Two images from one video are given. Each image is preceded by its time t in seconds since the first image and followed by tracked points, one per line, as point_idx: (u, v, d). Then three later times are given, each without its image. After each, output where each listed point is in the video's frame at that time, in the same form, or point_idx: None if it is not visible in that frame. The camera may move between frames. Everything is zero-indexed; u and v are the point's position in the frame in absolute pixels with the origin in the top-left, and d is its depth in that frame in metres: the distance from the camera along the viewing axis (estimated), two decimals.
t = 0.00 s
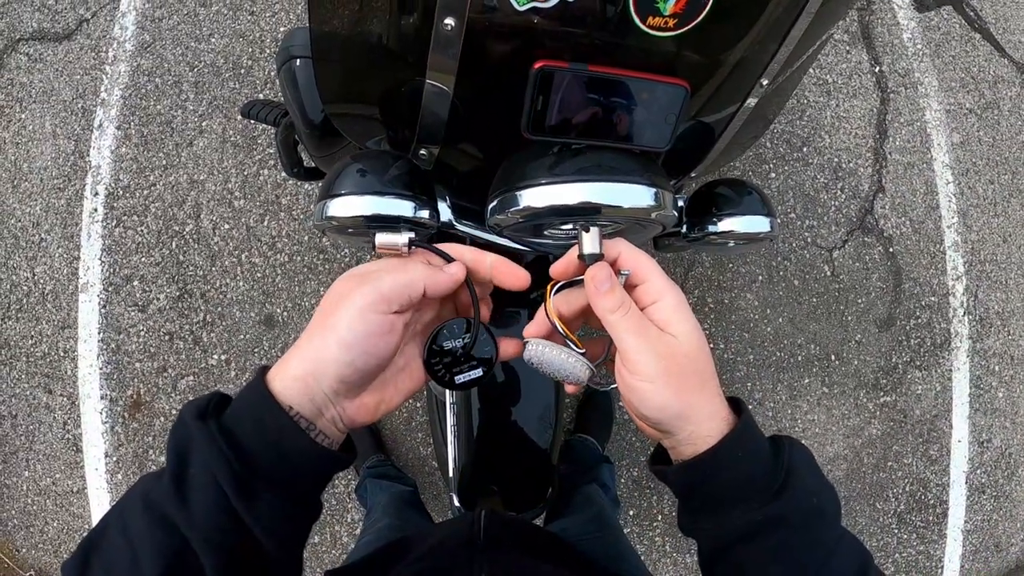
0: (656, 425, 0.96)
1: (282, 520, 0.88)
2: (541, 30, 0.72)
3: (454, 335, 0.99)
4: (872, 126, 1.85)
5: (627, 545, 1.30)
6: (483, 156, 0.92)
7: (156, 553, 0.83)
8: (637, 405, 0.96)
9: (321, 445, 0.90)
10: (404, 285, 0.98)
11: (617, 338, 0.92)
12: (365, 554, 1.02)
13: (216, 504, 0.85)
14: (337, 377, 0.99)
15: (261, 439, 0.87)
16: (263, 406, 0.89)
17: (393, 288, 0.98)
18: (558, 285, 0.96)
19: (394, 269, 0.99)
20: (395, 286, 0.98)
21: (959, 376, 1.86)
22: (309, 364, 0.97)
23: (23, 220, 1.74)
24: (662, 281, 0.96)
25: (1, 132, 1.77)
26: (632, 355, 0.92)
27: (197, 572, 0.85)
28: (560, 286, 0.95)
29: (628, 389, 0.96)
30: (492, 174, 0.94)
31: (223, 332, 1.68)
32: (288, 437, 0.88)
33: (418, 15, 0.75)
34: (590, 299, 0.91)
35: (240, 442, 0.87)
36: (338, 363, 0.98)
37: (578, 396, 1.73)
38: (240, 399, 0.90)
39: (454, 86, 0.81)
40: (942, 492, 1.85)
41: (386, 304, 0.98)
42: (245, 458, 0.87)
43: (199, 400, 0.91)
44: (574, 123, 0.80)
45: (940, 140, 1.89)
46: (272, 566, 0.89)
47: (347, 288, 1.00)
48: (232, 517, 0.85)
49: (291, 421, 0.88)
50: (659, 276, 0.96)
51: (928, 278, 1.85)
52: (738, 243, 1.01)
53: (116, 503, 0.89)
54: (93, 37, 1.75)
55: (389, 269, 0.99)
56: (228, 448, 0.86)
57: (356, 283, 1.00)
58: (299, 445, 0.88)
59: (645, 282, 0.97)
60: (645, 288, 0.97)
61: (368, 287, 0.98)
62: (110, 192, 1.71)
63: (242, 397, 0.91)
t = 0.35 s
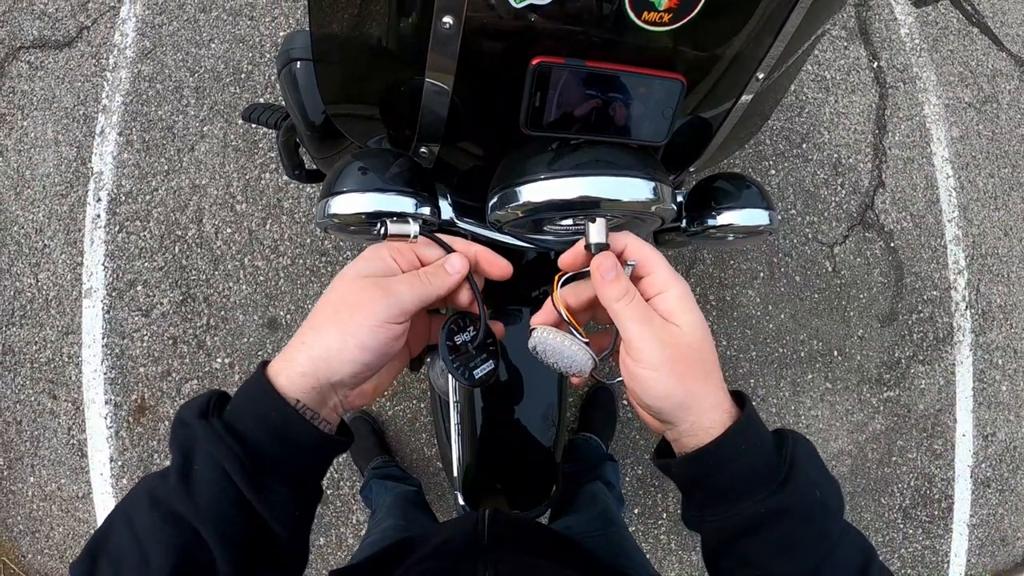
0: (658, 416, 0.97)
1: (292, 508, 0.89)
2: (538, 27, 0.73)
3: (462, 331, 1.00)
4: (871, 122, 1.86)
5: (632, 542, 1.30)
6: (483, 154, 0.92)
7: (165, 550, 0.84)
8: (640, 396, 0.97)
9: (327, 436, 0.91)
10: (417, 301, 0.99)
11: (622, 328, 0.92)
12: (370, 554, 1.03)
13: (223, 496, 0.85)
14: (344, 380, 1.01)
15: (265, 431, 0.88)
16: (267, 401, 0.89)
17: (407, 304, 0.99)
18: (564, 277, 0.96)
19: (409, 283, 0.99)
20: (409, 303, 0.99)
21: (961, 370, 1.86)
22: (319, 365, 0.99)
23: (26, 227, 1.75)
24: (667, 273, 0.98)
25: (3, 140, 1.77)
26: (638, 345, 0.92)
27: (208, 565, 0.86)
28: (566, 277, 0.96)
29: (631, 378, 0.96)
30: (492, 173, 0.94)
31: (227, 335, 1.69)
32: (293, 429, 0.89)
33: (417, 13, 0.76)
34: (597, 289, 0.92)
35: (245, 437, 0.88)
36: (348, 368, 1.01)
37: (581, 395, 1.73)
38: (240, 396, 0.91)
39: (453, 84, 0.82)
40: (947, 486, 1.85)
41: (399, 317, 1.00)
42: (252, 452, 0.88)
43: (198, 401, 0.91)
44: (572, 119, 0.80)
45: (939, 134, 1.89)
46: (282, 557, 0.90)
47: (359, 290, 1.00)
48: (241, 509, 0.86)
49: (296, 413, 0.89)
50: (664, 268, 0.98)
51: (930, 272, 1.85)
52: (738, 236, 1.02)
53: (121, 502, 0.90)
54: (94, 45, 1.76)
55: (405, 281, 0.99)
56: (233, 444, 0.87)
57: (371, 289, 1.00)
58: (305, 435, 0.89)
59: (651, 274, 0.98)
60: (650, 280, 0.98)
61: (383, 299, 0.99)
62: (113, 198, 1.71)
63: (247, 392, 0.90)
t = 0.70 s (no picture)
0: (669, 407, 0.97)
1: (312, 513, 0.90)
2: (540, 25, 0.73)
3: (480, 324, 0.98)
4: (873, 119, 1.85)
5: (637, 543, 1.29)
6: (485, 151, 0.92)
7: (184, 555, 0.82)
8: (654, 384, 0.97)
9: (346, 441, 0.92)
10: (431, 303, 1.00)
11: (637, 315, 0.95)
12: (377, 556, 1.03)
13: (245, 502, 0.84)
14: (365, 387, 1.02)
15: (287, 438, 0.88)
16: (288, 410, 0.89)
17: (421, 308, 1.00)
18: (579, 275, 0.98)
19: (416, 285, 0.98)
20: (423, 306, 1.00)
21: (965, 368, 1.86)
22: (340, 376, 0.99)
23: (27, 229, 1.75)
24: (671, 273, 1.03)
25: (4, 142, 1.77)
26: (654, 330, 0.94)
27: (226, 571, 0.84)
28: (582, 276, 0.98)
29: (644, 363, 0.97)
30: (495, 171, 0.94)
31: (229, 337, 1.69)
32: (314, 435, 0.89)
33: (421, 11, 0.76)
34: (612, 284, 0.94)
35: (266, 444, 0.88)
36: (368, 375, 1.01)
37: (584, 395, 1.73)
38: (259, 404, 0.90)
39: (455, 82, 0.82)
40: (951, 485, 1.84)
41: (414, 323, 1.01)
42: (273, 459, 0.87)
43: (216, 410, 0.91)
44: (576, 115, 0.80)
45: (941, 132, 1.89)
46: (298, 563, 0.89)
47: (370, 298, 1.00)
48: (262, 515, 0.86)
49: (316, 421, 0.89)
50: (670, 269, 1.03)
51: (933, 270, 1.84)
52: (742, 233, 1.02)
53: (133, 510, 0.87)
54: (94, 46, 1.76)
55: (411, 279, 0.98)
56: (255, 451, 0.86)
57: (381, 296, 0.99)
58: (328, 439, 0.90)
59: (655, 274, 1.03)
60: (659, 278, 1.03)
61: (396, 306, 0.99)
62: (114, 200, 1.71)
63: (265, 401, 0.90)
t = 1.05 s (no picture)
0: (674, 396, 0.98)
1: (320, 527, 0.89)
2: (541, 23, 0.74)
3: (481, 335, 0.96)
4: (873, 119, 1.85)
5: (638, 544, 1.29)
6: (485, 152, 0.92)
7: (191, 564, 0.81)
8: (659, 373, 0.98)
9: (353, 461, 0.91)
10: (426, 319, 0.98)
11: (644, 303, 0.95)
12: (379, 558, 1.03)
13: (253, 514, 0.84)
14: (367, 405, 1.02)
15: (296, 453, 0.88)
16: (297, 426, 0.89)
17: (416, 325, 0.98)
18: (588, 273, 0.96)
19: (407, 304, 0.97)
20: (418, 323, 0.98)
21: (965, 368, 1.86)
22: (342, 398, 0.98)
23: (27, 229, 1.75)
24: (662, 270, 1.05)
25: (4, 143, 1.78)
26: (662, 318, 0.94)
27: None
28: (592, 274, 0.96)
29: (650, 351, 0.97)
30: (495, 171, 0.94)
31: (229, 337, 1.69)
32: (322, 451, 0.88)
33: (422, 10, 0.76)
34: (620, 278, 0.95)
35: (276, 459, 0.88)
36: (369, 395, 1.01)
37: (584, 395, 1.73)
38: (268, 420, 0.90)
39: (455, 82, 0.81)
40: (952, 485, 1.84)
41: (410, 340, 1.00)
42: (282, 475, 0.87)
43: (227, 425, 0.91)
44: (577, 116, 0.80)
45: (941, 132, 1.89)
46: None
47: (365, 319, 0.99)
48: (271, 528, 0.86)
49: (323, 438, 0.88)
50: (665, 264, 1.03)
51: (933, 270, 1.84)
52: (743, 233, 1.02)
53: (141, 518, 0.87)
54: (94, 47, 1.76)
55: (401, 301, 0.97)
56: (265, 466, 0.87)
57: (376, 316, 0.98)
58: (336, 457, 0.89)
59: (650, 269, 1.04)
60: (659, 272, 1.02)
61: (391, 326, 0.98)
62: (114, 200, 1.71)
63: (275, 419, 0.90)
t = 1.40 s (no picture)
0: (670, 392, 0.98)
1: (315, 526, 0.89)
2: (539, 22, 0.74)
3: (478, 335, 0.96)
4: (871, 120, 1.86)
5: (636, 543, 1.29)
6: (484, 151, 0.92)
7: (186, 564, 0.82)
8: (655, 370, 0.97)
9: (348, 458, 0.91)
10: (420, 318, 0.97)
11: (640, 300, 0.93)
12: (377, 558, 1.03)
13: (248, 514, 0.84)
14: (361, 404, 1.02)
15: (290, 453, 0.88)
16: (290, 425, 0.88)
17: (410, 324, 0.97)
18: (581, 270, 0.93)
19: (401, 304, 0.95)
20: (411, 322, 0.97)
21: (962, 368, 1.86)
22: (334, 396, 0.98)
23: (25, 228, 1.74)
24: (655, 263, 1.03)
25: (2, 142, 1.77)
26: (658, 314, 0.93)
27: None
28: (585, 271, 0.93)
29: (646, 346, 0.96)
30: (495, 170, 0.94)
31: (227, 336, 1.68)
32: (316, 450, 0.88)
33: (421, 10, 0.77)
34: (615, 276, 0.93)
35: (270, 458, 0.87)
36: (362, 394, 1.01)
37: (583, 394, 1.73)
38: (263, 418, 0.90)
39: (455, 81, 0.81)
40: (949, 484, 1.85)
41: (403, 341, 0.99)
42: (276, 474, 0.87)
43: (223, 422, 0.91)
44: (577, 116, 0.80)
45: (939, 132, 1.90)
46: None
47: (360, 318, 0.99)
48: (267, 528, 0.85)
49: (317, 436, 0.88)
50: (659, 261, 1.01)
51: (931, 270, 1.85)
52: (741, 233, 1.02)
53: (137, 517, 0.87)
54: (92, 46, 1.76)
55: (395, 301, 0.96)
56: (259, 464, 0.86)
57: (370, 316, 0.98)
58: (331, 456, 0.89)
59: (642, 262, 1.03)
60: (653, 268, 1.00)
61: (384, 325, 0.97)
62: (112, 199, 1.71)
63: (269, 417, 0.90)
